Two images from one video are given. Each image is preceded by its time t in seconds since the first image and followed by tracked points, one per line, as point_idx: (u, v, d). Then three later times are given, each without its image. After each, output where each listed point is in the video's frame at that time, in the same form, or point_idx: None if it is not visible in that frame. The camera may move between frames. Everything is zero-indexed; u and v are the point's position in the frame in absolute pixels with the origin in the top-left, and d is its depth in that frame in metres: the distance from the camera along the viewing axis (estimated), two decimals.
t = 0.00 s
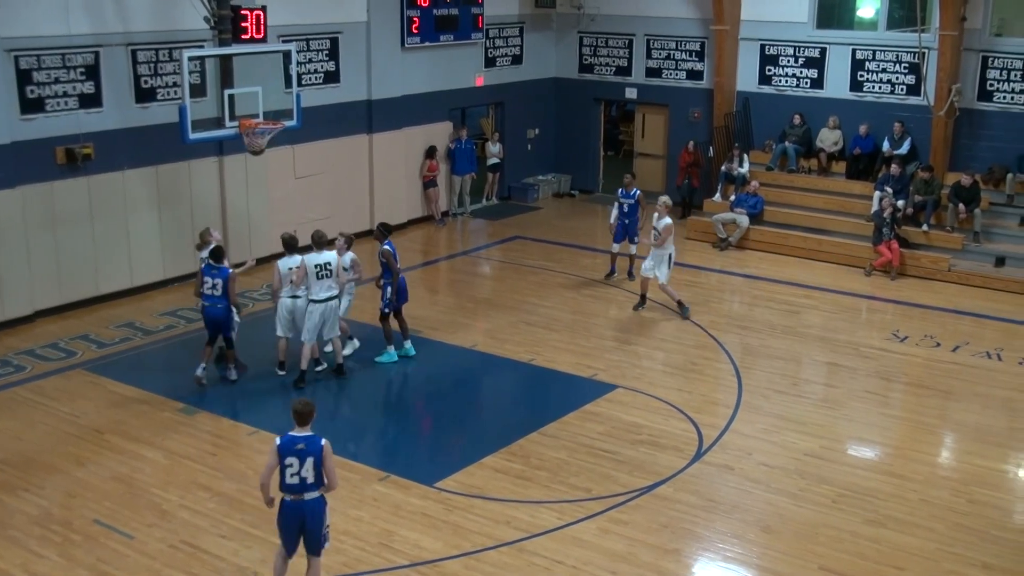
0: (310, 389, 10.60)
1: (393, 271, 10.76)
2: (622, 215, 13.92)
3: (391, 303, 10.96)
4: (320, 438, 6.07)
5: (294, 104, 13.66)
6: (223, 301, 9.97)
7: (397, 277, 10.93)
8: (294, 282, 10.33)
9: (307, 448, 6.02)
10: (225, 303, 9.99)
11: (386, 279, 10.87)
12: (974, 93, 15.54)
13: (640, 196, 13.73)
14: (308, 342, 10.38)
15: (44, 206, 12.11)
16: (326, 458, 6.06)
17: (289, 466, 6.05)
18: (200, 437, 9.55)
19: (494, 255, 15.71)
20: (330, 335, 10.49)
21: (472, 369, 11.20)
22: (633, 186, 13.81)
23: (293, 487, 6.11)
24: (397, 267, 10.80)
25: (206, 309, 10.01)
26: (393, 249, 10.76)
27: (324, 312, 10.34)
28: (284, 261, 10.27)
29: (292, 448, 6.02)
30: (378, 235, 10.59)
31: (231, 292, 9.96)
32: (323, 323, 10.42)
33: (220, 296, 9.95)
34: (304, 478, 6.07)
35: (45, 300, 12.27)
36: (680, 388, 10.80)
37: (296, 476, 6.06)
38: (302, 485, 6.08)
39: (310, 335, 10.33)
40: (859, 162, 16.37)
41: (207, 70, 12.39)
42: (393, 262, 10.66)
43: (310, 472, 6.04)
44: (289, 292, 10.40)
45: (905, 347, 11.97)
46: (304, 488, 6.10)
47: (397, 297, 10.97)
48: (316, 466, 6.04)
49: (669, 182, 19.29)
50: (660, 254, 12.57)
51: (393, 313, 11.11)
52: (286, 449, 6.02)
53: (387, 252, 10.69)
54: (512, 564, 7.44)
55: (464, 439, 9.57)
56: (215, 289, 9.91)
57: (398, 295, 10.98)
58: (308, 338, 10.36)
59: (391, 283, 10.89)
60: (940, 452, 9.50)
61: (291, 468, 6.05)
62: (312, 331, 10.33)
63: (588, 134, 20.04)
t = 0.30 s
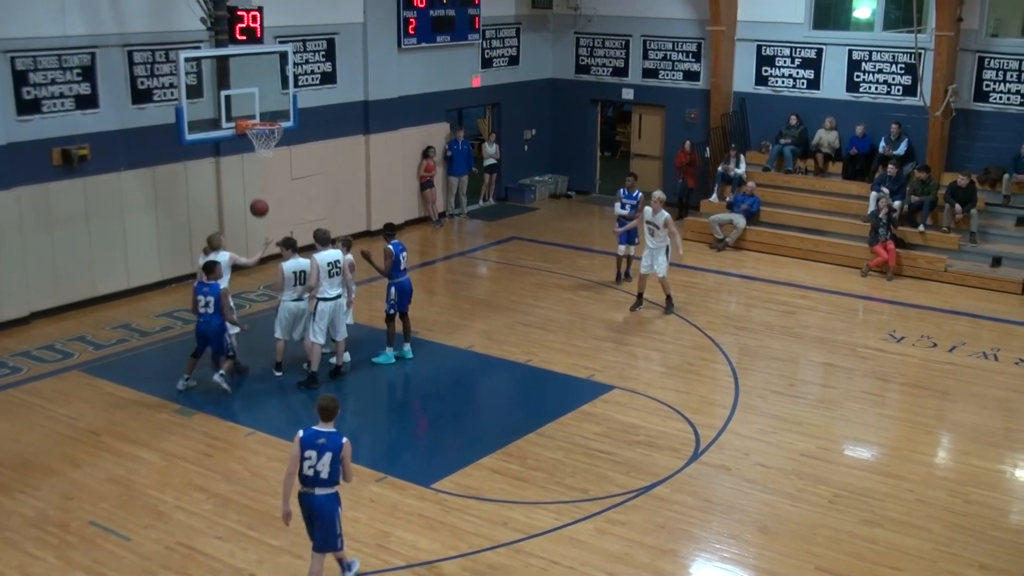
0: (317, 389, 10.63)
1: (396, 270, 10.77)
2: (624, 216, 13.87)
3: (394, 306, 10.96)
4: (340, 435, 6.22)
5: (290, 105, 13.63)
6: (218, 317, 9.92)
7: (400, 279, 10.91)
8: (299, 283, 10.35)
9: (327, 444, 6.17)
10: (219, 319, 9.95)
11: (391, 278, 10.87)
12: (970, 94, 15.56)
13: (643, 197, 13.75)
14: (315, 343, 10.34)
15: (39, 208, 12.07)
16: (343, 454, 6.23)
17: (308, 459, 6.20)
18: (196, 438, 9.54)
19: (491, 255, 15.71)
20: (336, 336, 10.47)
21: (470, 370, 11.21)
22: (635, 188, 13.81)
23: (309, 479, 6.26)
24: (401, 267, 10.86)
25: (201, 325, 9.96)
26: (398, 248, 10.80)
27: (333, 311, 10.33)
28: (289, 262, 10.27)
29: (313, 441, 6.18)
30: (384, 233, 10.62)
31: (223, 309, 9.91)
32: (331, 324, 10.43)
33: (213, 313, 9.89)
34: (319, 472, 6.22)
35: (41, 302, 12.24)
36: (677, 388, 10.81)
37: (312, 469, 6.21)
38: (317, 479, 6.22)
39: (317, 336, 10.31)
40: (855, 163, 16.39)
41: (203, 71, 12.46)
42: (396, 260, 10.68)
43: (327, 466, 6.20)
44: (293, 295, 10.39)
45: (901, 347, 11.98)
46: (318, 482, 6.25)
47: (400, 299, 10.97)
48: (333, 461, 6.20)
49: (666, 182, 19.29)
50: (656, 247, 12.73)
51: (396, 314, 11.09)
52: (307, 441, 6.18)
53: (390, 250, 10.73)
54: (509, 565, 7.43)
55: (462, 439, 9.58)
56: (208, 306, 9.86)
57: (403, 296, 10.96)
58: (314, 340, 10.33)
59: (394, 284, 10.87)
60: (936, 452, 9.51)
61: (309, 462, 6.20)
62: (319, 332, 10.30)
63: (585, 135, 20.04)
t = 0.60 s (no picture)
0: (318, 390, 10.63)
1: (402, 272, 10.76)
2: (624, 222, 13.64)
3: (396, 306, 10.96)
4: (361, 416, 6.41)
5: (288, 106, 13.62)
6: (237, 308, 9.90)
7: (405, 280, 10.89)
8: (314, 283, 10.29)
9: (349, 424, 6.36)
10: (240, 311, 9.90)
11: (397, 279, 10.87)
12: (969, 94, 15.56)
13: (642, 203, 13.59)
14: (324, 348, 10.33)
15: (38, 209, 12.05)
16: (366, 435, 6.39)
17: (332, 441, 6.39)
18: (195, 439, 9.53)
19: (491, 256, 15.71)
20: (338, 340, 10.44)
21: (469, 370, 11.22)
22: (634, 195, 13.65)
23: (334, 461, 6.45)
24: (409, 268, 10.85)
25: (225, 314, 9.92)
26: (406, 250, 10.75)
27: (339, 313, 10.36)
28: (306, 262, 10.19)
29: (335, 423, 6.37)
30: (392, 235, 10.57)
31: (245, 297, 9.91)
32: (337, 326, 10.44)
33: (235, 302, 9.90)
34: (345, 453, 6.41)
35: (40, 303, 12.23)
36: (676, 388, 10.82)
37: (338, 450, 6.40)
38: (343, 460, 6.41)
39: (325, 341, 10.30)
40: (854, 163, 16.40)
41: (202, 72, 12.42)
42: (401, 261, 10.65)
43: (351, 447, 6.38)
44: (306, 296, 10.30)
45: (900, 348, 11.98)
46: (343, 463, 6.43)
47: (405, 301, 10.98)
48: (356, 442, 6.37)
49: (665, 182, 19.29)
50: (668, 250, 12.79)
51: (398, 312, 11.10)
52: (330, 423, 6.38)
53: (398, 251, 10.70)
54: (508, 565, 7.43)
55: (461, 439, 9.58)
56: (231, 295, 9.89)
57: (408, 299, 10.99)
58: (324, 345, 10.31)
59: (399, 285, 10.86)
60: (935, 452, 9.51)
61: (333, 443, 6.39)
62: (327, 337, 10.31)
63: (584, 135, 20.05)
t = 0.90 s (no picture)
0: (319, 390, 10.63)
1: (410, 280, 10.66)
2: (623, 225, 13.63)
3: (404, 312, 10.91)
4: (379, 403, 6.70)
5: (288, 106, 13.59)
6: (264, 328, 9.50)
7: (412, 286, 10.81)
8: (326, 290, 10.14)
9: (368, 412, 6.68)
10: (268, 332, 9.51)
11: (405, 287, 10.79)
12: (968, 94, 15.56)
13: (640, 205, 13.50)
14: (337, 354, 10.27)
15: (37, 210, 12.04)
16: (385, 420, 6.70)
17: (353, 428, 6.72)
18: (195, 439, 9.53)
19: (490, 256, 15.72)
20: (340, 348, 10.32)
21: (470, 370, 11.23)
22: (631, 196, 13.59)
23: (356, 447, 6.77)
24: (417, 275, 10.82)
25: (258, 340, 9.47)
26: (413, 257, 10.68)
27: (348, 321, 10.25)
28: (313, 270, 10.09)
29: (355, 411, 6.69)
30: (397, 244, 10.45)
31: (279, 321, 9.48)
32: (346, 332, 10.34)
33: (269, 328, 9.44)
34: (367, 438, 6.74)
35: (40, 303, 12.22)
36: (676, 389, 10.82)
37: (360, 436, 6.73)
38: (365, 445, 6.75)
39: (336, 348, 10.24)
40: (854, 163, 16.36)
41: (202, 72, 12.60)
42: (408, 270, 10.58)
43: (372, 433, 6.71)
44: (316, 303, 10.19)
45: (900, 348, 11.98)
46: (366, 448, 6.76)
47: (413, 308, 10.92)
48: (376, 427, 6.70)
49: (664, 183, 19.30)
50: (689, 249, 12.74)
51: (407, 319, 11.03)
52: (350, 412, 6.69)
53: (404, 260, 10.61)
54: (508, 566, 7.43)
55: (461, 439, 9.59)
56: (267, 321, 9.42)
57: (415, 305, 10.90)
58: (336, 351, 10.25)
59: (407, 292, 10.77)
60: (935, 452, 9.51)
61: (354, 430, 6.73)
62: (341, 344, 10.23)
63: (584, 136, 20.04)
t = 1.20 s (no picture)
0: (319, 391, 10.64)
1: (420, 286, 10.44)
2: (619, 232, 13.38)
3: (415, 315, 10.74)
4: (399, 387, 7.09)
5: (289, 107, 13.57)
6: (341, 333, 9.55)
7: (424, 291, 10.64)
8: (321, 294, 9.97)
9: (390, 395, 7.04)
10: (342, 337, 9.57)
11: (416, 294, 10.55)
12: (969, 95, 15.56)
13: (636, 211, 13.20)
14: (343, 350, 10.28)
15: (38, 210, 12.04)
16: (406, 403, 7.08)
17: (375, 412, 7.06)
18: (195, 440, 9.54)
19: (491, 257, 15.72)
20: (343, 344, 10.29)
21: (470, 370, 11.24)
22: (629, 203, 13.31)
23: (377, 431, 7.11)
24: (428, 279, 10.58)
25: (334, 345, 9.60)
26: (423, 263, 10.44)
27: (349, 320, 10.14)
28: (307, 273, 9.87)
29: (377, 395, 7.03)
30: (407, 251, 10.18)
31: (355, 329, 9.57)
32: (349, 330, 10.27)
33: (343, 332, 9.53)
34: (387, 422, 7.09)
35: (41, 304, 12.22)
36: (676, 389, 10.82)
37: (381, 420, 7.07)
38: (385, 428, 7.09)
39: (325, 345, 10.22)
40: (854, 163, 16.39)
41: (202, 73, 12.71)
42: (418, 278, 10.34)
43: (393, 416, 7.06)
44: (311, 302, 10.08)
45: (900, 349, 11.98)
46: (386, 431, 7.10)
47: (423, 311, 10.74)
48: (398, 410, 7.07)
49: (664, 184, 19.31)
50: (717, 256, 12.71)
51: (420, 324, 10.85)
52: (372, 397, 7.02)
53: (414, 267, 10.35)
54: (508, 567, 7.43)
55: (460, 439, 9.60)
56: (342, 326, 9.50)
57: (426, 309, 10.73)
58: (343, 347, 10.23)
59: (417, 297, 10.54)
60: (936, 453, 9.52)
61: (376, 414, 7.06)
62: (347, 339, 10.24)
63: (584, 136, 20.05)
